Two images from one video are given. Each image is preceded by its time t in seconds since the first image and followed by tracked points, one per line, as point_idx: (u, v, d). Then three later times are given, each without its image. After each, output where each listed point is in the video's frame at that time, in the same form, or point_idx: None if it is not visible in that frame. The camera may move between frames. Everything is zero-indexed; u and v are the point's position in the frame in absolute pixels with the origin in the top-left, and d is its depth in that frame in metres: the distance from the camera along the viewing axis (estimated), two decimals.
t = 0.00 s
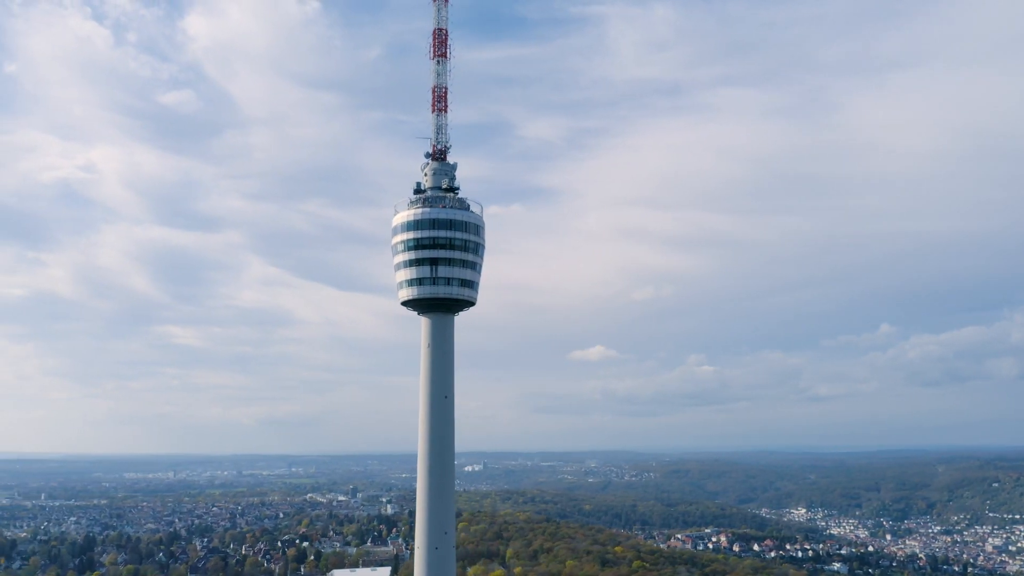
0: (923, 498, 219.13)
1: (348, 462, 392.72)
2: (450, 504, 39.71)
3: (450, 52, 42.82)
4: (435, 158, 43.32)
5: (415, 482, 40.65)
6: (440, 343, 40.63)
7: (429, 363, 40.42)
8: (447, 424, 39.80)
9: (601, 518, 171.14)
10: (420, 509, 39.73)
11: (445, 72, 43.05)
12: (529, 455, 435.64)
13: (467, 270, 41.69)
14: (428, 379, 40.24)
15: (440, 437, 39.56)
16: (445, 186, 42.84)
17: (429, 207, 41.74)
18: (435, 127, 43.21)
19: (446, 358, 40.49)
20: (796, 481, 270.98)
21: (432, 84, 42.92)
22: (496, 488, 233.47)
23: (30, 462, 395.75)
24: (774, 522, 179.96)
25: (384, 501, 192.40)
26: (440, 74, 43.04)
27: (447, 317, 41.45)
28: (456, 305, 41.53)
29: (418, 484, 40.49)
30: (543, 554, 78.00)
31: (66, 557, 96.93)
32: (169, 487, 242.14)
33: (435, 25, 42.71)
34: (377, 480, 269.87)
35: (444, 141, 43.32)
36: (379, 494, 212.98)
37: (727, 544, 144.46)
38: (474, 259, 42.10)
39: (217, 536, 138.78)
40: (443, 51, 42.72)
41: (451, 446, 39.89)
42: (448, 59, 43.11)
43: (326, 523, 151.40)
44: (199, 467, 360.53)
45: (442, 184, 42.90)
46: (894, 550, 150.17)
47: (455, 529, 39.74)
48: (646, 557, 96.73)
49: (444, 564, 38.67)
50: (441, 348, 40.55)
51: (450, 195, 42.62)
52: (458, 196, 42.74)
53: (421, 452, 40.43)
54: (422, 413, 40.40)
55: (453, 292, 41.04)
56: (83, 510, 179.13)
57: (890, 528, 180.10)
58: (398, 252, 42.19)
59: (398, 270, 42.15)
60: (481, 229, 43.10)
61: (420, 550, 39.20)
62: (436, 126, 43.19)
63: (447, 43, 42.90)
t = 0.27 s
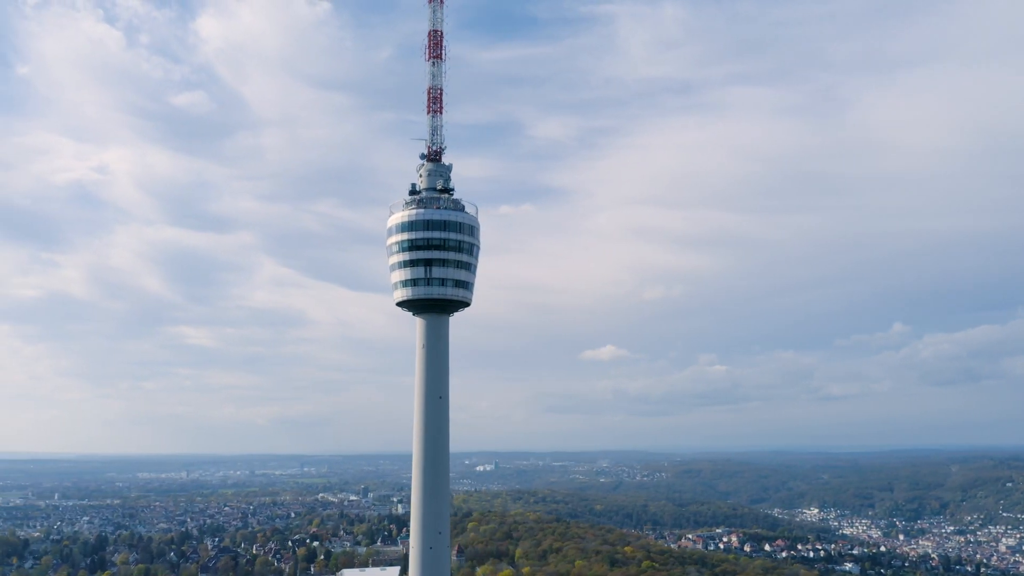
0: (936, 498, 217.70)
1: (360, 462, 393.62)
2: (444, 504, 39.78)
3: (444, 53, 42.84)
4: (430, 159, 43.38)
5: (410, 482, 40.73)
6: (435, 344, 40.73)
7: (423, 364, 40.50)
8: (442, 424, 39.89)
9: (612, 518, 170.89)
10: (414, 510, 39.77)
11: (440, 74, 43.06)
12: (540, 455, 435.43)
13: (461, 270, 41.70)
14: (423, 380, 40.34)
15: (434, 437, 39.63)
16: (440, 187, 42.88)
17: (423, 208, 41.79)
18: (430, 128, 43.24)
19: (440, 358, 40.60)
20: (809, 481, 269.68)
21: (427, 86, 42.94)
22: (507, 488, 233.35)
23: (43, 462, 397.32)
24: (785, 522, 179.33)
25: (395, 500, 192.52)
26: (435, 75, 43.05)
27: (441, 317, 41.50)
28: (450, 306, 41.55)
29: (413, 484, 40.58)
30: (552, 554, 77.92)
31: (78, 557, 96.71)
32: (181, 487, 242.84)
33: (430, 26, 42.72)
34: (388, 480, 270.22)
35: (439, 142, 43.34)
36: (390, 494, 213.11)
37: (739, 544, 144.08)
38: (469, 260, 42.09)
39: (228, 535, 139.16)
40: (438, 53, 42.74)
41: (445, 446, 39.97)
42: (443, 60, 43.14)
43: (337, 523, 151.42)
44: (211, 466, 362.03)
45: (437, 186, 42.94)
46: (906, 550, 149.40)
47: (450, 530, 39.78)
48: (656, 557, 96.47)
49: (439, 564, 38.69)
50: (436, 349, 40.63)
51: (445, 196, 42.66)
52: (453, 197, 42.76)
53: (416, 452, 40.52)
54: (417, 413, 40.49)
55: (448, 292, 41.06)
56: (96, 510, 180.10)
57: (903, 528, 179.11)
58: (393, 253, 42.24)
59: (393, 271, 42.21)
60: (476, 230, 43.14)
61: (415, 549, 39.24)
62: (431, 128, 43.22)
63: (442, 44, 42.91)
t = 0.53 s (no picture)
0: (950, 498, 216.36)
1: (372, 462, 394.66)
2: (439, 504, 39.76)
3: (440, 55, 42.84)
4: (425, 160, 43.40)
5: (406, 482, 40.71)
6: (429, 344, 40.73)
7: (418, 364, 40.54)
8: (436, 423, 39.90)
9: (623, 518, 170.67)
10: (409, 509, 39.77)
11: (435, 76, 43.06)
12: (552, 455, 435.22)
13: (456, 271, 41.67)
14: (418, 380, 40.36)
15: (428, 438, 39.65)
16: (435, 188, 42.88)
17: (418, 209, 41.80)
18: (425, 130, 43.25)
19: (435, 358, 40.60)
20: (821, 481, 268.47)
21: (422, 87, 42.93)
22: (518, 488, 233.25)
23: (57, 462, 399.21)
24: (797, 522, 178.75)
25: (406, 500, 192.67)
26: (431, 77, 43.04)
27: (436, 318, 41.46)
28: (445, 307, 41.53)
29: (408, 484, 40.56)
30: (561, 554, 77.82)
31: (91, 557, 96.80)
32: (193, 487, 243.61)
33: (426, 28, 42.75)
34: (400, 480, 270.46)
35: (434, 144, 43.36)
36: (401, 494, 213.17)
37: (750, 544, 143.75)
38: (463, 261, 42.09)
39: (238, 535, 139.54)
40: (433, 55, 42.73)
41: (440, 446, 39.96)
42: (439, 62, 43.13)
43: (348, 523, 151.56)
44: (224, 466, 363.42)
45: (432, 187, 42.94)
46: (919, 551, 148.68)
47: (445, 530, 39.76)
48: (666, 557, 96.26)
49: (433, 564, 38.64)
50: (431, 349, 40.64)
51: (440, 197, 42.66)
52: (448, 198, 42.76)
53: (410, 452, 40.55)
54: (412, 414, 40.51)
55: (442, 293, 41.05)
56: (109, 509, 181.12)
57: (916, 528, 178.20)
58: (388, 254, 42.23)
59: (388, 272, 42.21)
60: (471, 231, 43.15)
61: (410, 549, 39.22)
62: (426, 129, 43.22)
63: (437, 46, 42.92)
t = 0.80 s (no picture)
0: (963, 498, 214.84)
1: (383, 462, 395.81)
2: (433, 504, 39.80)
3: (435, 56, 42.80)
4: (420, 161, 43.37)
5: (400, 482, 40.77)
6: (424, 344, 40.68)
7: (412, 364, 40.51)
8: (431, 423, 39.89)
9: (635, 518, 170.36)
10: (404, 509, 39.83)
11: (431, 77, 43.00)
12: (564, 455, 434.76)
13: (450, 272, 41.68)
14: (412, 380, 40.32)
15: (423, 438, 39.63)
16: (430, 189, 42.83)
17: (412, 211, 41.78)
18: (420, 131, 43.20)
19: (430, 359, 40.56)
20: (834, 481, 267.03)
21: (417, 88, 42.91)
22: (529, 488, 233.32)
23: (72, 463, 401.62)
24: (810, 523, 178.13)
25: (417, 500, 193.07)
26: (426, 78, 42.99)
27: (431, 318, 41.46)
28: (440, 307, 41.54)
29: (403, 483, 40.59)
30: (570, 554, 77.77)
31: (104, 556, 97.25)
32: (205, 487, 244.61)
33: (421, 29, 42.70)
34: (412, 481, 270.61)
35: (429, 145, 43.30)
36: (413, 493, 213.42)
37: (761, 544, 143.22)
38: (458, 262, 42.09)
39: (249, 535, 140.24)
40: (428, 56, 42.68)
41: (436, 445, 39.95)
42: (434, 63, 43.07)
43: (359, 523, 151.89)
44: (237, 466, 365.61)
45: (426, 188, 42.94)
46: (932, 551, 147.76)
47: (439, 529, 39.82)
48: (675, 557, 96.08)
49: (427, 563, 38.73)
50: (425, 349, 40.61)
51: (434, 199, 42.66)
52: (442, 199, 42.76)
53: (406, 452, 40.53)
54: (406, 414, 40.49)
55: (436, 294, 41.05)
56: (122, 509, 182.57)
57: (929, 528, 177.18)
58: (383, 255, 42.24)
59: (383, 273, 42.25)
60: (466, 232, 43.16)
61: (404, 548, 39.31)
62: (421, 130, 43.17)
63: (432, 47, 42.84)
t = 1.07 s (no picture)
0: (977, 498, 213.39)
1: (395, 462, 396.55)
2: (428, 505, 39.85)
3: (430, 58, 42.81)
4: (415, 163, 43.40)
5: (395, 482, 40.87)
6: (419, 344, 40.76)
7: (407, 365, 40.58)
8: (426, 424, 39.96)
9: (646, 518, 170.13)
10: (398, 508, 39.88)
11: (426, 79, 43.01)
12: (575, 455, 434.53)
13: (445, 272, 41.71)
14: (408, 380, 40.40)
15: (417, 438, 39.69)
16: (425, 191, 42.85)
17: (407, 212, 41.79)
18: (415, 133, 43.22)
19: (425, 359, 40.62)
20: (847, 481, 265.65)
21: (412, 90, 42.94)
22: (539, 488, 233.46)
23: (87, 463, 404.67)
24: (821, 523, 177.43)
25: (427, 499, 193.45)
26: (422, 80, 43.01)
27: (426, 319, 41.50)
28: (434, 308, 41.57)
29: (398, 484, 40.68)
30: (579, 554, 77.74)
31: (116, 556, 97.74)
32: (217, 487, 245.77)
33: (416, 31, 42.71)
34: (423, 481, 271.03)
35: (424, 146, 43.30)
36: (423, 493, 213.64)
37: (772, 544, 142.86)
38: (453, 262, 42.10)
39: (260, 534, 141.17)
40: (423, 58, 42.71)
41: (430, 446, 40.02)
42: (429, 64, 43.08)
43: (370, 522, 152.42)
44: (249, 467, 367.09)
45: (421, 189, 42.94)
46: (944, 551, 146.83)
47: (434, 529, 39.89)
48: (686, 557, 95.79)
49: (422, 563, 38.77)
50: (420, 350, 40.70)
51: (429, 200, 42.67)
52: (437, 201, 42.78)
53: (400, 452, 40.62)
54: (402, 414, 40.60)
55: (430, 295, 41.07)
56: (134, 509, 183.78)
57: (943, 528, 176.18)
58: (377, 256, 42.29)
59: (378, 274, 42.30)
60: (462, 232, 43.21)
61: (398, 548, 39.37)
62: (416, 132, 43.20)
63: (427, 49, 42.86)
